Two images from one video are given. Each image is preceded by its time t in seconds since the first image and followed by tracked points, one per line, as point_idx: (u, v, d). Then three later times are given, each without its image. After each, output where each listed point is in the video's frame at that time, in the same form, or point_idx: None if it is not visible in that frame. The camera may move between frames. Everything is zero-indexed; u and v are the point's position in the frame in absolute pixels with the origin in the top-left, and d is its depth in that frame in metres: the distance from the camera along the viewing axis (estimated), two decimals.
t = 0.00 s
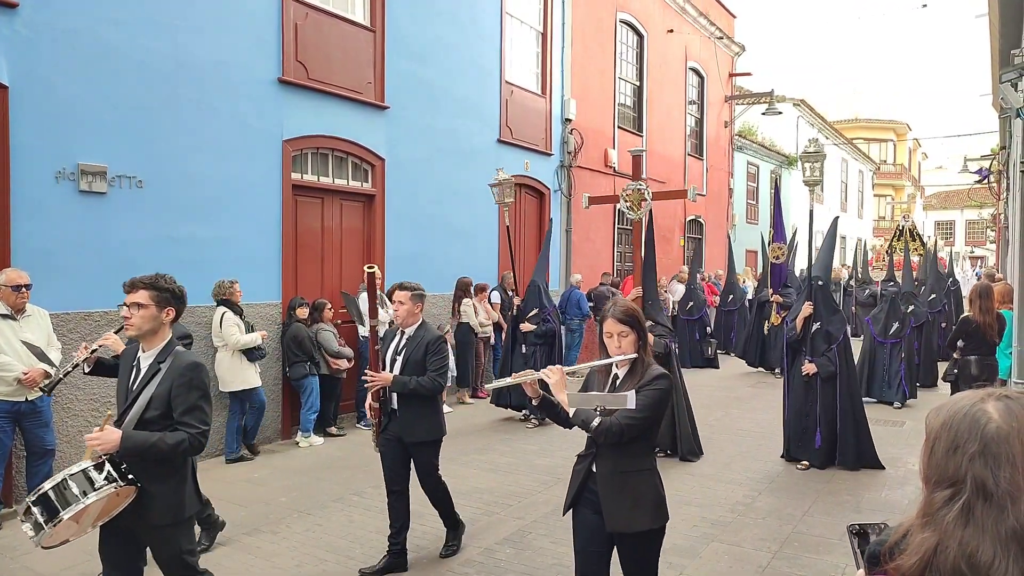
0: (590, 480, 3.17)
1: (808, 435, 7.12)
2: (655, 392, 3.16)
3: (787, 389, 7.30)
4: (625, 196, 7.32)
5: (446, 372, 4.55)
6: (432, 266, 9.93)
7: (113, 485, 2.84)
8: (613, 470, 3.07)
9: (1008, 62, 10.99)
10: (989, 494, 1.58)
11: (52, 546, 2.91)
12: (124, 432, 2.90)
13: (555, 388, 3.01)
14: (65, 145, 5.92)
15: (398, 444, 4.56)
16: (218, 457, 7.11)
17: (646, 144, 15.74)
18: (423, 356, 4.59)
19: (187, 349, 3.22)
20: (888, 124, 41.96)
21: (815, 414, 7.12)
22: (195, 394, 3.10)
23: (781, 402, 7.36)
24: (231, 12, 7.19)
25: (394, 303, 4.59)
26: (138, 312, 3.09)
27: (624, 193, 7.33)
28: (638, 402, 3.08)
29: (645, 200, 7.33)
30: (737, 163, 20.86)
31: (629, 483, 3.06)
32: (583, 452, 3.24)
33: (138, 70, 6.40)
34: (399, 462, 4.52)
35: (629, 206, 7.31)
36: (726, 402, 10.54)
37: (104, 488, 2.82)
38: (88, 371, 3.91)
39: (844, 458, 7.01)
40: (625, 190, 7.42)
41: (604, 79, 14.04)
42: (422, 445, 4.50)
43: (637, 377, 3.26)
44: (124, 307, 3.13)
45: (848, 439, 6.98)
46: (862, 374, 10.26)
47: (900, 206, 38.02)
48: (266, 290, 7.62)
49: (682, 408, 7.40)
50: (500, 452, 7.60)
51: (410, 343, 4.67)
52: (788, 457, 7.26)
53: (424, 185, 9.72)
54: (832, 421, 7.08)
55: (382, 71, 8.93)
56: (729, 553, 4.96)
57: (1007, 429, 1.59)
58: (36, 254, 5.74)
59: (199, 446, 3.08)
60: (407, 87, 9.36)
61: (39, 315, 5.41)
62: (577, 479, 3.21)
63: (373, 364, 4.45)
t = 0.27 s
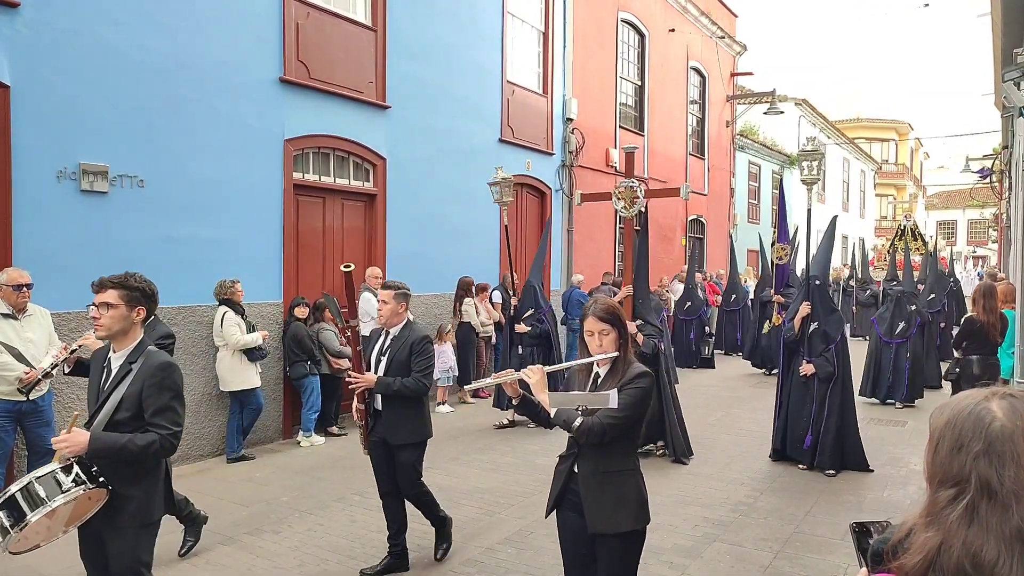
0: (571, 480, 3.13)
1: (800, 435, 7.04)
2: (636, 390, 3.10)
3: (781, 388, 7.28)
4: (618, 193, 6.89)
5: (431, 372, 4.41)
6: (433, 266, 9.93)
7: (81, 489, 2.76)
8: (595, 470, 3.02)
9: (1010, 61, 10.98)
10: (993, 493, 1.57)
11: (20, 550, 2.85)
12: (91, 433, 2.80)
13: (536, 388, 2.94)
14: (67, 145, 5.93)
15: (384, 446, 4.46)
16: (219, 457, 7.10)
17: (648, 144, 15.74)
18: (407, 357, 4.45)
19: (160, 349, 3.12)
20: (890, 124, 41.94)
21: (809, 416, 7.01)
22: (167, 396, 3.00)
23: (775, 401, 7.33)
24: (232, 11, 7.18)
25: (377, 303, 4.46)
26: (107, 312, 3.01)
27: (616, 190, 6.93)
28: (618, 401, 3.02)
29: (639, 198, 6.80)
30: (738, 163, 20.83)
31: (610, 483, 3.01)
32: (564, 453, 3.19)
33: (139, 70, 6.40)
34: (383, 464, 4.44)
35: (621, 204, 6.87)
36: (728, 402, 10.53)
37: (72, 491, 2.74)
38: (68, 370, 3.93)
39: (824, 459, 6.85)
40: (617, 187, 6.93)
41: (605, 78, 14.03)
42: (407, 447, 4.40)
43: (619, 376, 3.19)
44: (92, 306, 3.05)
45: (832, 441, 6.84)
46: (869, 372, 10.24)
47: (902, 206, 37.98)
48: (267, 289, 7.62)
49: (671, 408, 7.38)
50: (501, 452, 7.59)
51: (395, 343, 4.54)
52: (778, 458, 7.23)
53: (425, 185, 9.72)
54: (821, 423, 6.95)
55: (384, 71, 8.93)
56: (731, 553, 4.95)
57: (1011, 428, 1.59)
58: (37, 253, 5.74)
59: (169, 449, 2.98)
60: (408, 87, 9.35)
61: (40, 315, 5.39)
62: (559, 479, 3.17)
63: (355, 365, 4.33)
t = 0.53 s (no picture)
0: (561, 482, 3.11)
1: (799, 438, 6.98)
2: (626, 393, 3.06)
3: (779, 389, 7.27)
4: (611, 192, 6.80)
5: (422, 375, 4.41)
6: (434, 266, 9.94)
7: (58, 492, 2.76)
8: (585, 473, 2.99)
9: (1012, 61, 10.97)
10: (990, 493, 1.57)
11: None
12: (69, 426, 2.79)
13: (525, 392, 2.94)
14: (68, 146, 5.94)
15: (377, 447, 4.46)
16: (220, 457, 7.11)
17: (649, 144, 15.73)
18: (397, 359, 4.44)
19: (142, 351, 3.13)
20: (892, 123, 41.91)
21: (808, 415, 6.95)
22: (146, 397, 3.01)
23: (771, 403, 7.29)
24: (233, 11, 7.19)
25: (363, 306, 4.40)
26: (88, 312, 3.00)
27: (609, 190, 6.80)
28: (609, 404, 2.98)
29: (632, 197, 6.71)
30: (739, 163, 20.81)
31: (601, 485, 2.99)
32: (554, 456, 3.17)
33: (140, 69, 6.41)
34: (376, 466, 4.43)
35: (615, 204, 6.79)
36: (729, 402, 10.53)
37: (49, 494, 2.75)
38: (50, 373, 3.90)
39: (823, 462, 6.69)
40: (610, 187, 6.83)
41: (606, 78, 14.03)
42: (398, 449, 4.36)
43: (608, 379, 3.16)
44: (73, 307, 3.05)
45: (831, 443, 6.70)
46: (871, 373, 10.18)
47: (904, 206, 37.94)
48: (269, 289, 7.63)
49: (661, 412, 7.24)
50: (502, 452, 7.59)
51: (384, 345, 4.53)
52: (774, 459, 7.18)
53: (426, 185, 9.72)
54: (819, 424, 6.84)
55: (385, 71, 8.93)
56: (731, 553, 4.96)
57: (1007, 427, 1.59)
58: (38, 253, 5.75)
59: (148, 451, 2.99)
60: (409, 87, 9.36)
61: (41, 316, 5.39)
62: (550, 482, 3.15)
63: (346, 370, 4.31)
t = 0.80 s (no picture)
0: (552, 486, 3.09)
1: (803, 440, 6.91)
2: (619, 397, 3.02)
3: (781, 390, 7.18)
4: (608, 191, 6.85)
5: (411, 378, 4.32)
6: (434, 265, 9.93)
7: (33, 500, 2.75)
8: (576, 477, 2.96)
9: (1013, 60, 10.95)
10: (987, 490, 1.57)
11: None
12: (46, 436, 2.77)
13: (517, 396, 2.89)
14: (69, 145, 5.95)
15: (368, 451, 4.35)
16: (221, 456, 7.11)
17: (650, 143, 15.72)
18: (387, 361, 4.34)
19: (126, 355, 3.06)
20: (893, 123, 41.88)
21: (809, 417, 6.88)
22: (124, 402, 2.93)
23: (774, 405, 7.21)
24: (234, 11, 7.19)
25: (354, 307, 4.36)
26: (69, 314, 2.97)
27: (606, 189, 6.86)
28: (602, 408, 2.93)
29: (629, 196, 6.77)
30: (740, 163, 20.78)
31: (593, 490, 2.96)
32: (545, 459, 3.14)
33: (140, 69, 6.41)
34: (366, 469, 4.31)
35: (612, 203, 6.85)
36: (730, 402, 10.51)
37: (25, 501, 2.75)
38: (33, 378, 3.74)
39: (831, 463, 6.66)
40: (608, 186, 6.88)
41: (607, 78, 14.02)
42: (387, 454, 4.25)
43: (601, 382, 3.11)
44: (55, 309, 3.01)
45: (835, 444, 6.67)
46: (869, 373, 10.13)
47: (905, 206, 37.88)
48: (269, 289, 7.63)
49: (654, 414, 7.16)
50: (502, 451, 7.58)
51: (375, 347, 4.42)
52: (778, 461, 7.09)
53: (427, 185, 9.71)
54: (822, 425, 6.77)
55: (385, 70, 8.93)
56: (732, 552, 4.95)
57: (1005, 424, 1.59)
58: (39, 253, 5.76)
59: (126, 458, 2.91)
60: (409, 86, 9.35)
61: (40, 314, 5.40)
62: (541, 485, 3.12)
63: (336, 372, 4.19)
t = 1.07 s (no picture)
0: (546, 496, 3.02)
1: (808, 442, 6.81)
2: (615, 407, 2.93)
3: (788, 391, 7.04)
4: (609, 188, 6.85)
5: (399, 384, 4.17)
6: (435, 265, 9.93)
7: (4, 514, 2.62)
8: (570, 489, 2.90)
9: (1015, 60, 10.93)
10: (988, 489, 1.56)
11: None
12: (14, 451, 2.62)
13: (509, 405, 2.79)
14: (70, 145, 5.95)
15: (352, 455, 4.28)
16: (222, 456, 7.11)
17: (651, 143, 15.71)
18: (375, 366, 4.21)
19: (103, 362, 2.90)
20: (894, 123, 41.83)
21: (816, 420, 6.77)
22: (99, 413, 2.76)
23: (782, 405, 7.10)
24: (235, 11, 7.19)
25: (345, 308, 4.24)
26: (47, 318, 2.84)
27: (606, 185, 6.85)
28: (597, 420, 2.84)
29: (629, 193, 6.76)
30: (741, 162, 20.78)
31: (586, 503, 2.89)
32: (539, 468, 3.07)
33: (141, 68, 6.41)
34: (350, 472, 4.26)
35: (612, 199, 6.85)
36: (731, 401, 10.51)
37: None
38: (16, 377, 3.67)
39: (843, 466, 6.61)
40: (608, 184, 6.88)
41: (608, 78, 14.01)
42: (369, 460, 4.16)
43: (597, 391, 3.03)
44: (34, 312, 2.89)
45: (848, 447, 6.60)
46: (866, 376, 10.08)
47: (907, 206, 37.84)
48: (270, 289, 7.62)
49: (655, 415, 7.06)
50: (502, 451, 7.58)
51: (365, 350, 4.30)
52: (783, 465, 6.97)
53: (427, 184, 9.71)
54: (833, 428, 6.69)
55: (386, 70, 8.93)
56: (733, 552, 4.94)
57: (1006, 424, 1.58)
58: (40, 253, 5.76)
59: (102, 471, 2.75)
60: (410, 86, 9.35)
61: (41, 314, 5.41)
62: (533, 495, 3.06)
63: (322, 374, 4.09)
